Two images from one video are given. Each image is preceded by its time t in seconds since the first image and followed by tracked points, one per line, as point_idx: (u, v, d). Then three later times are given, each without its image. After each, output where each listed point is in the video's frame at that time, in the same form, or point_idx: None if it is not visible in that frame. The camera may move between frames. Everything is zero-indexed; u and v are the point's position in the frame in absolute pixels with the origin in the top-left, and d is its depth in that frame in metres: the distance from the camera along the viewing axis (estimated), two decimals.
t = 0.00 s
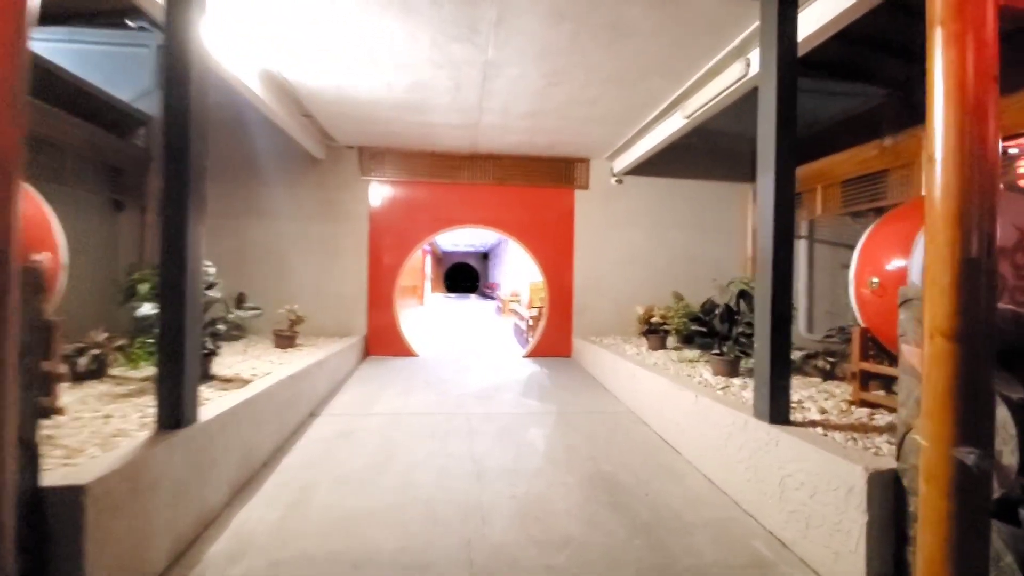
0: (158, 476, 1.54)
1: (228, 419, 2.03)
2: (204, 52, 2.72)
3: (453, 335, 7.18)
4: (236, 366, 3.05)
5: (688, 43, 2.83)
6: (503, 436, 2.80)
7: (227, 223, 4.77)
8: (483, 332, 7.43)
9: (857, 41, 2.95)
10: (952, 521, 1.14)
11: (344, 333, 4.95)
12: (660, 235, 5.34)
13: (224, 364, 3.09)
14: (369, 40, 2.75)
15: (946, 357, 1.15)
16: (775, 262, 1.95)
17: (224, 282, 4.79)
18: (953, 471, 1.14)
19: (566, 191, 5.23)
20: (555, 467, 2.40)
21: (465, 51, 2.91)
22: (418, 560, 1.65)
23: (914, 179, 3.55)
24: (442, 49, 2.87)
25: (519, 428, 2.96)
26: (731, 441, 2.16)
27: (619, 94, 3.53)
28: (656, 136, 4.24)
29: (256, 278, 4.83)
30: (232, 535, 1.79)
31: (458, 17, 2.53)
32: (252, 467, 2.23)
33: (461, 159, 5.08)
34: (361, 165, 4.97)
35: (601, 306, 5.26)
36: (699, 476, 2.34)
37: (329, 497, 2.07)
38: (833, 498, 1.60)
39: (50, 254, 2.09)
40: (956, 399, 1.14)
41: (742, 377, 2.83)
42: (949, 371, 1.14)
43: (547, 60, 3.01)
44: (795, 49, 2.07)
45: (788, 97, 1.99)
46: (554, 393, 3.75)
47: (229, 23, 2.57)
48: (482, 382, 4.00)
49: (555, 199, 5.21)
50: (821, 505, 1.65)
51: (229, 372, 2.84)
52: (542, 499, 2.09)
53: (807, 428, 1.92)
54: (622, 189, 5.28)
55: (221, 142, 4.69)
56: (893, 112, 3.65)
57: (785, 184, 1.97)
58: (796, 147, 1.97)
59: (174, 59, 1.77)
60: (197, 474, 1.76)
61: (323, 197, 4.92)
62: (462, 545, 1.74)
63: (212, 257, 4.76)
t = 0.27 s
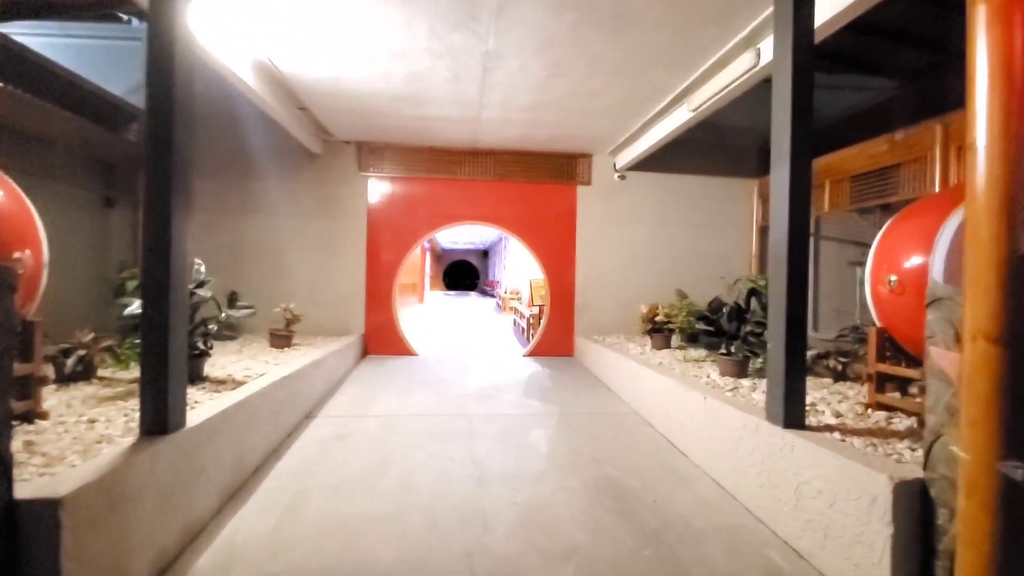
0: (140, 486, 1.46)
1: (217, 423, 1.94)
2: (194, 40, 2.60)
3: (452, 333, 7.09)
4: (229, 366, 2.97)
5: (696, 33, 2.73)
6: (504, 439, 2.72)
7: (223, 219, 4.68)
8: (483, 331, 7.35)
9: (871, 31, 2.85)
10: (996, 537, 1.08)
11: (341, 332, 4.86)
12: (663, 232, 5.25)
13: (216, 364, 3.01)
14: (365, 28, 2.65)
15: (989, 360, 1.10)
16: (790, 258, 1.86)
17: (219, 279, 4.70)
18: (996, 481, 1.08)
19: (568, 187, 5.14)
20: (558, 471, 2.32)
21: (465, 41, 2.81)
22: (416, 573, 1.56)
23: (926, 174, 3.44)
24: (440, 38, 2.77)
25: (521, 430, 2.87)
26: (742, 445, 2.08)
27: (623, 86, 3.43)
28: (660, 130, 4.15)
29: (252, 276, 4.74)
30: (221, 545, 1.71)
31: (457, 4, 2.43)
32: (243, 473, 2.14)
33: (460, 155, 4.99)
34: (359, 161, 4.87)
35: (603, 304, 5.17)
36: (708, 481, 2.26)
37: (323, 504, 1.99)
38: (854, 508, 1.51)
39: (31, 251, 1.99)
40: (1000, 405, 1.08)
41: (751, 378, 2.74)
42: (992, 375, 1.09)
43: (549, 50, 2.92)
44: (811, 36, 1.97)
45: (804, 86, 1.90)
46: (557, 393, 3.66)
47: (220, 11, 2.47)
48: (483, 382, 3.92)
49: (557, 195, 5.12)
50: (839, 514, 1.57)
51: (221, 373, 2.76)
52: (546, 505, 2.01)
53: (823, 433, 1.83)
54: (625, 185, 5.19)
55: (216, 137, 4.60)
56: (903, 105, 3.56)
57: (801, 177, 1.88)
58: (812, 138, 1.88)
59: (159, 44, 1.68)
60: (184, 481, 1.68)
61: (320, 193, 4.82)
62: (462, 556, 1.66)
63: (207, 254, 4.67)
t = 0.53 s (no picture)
0: (115, 498, 1.36)
1: (200, 428, 1.85)
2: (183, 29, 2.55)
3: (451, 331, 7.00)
4: (219, 367, 2.88)
5: (703, 19, 2.62)
6: (504, 441, 2.62)
7: (216, 216, 4.59)
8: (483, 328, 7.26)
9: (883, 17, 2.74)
10: None
11: (338, 330, 4.77)
12: (665, 227, 5.15)
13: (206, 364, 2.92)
14: (359, 14, 2.55)
15: None
16: (804, 252, 1.76)
17: (213, 277, 4.61)
18: None
19: (569, 182, 5.03)
20: (560, 475, 2.23)
21: (463, 28, 2.70)
22: None
23: (938, 167, 3.31)
24: (438, 25, 2.67)
25: (522, 431, 2.78)
26: (752, 448, 1.98)
27: (626, 76, 3.33)
28: (663, 122, 4.05)
29: (246, 273, 4.64)
30: (205, 558, 1.61)
31: None
32: (229, 480, 2.05)
33: (459, 149, 4.88)
34: (355, 155, 4.76)
35: (604, 301, 5.08)
36: (717, 485, 2.16)
37: (315, 512, 1.89)
38: (877, 518, 1.42)
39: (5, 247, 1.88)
40: None
41: (760, 377, 2.64)
42: None
43: (550, 38, 2.81)
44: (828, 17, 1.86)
45: (820, 71, 1.79)
46: (558, 392, 3.57)
47: None
48: (482, 381, 3.83)
49: (557, 190, 5.02)
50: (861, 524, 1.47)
51: (210, 374, 2.67)
52: (548, 512, 1.92)
53: (840, 436, 1.74)
54: (627, 179, 5.09)
55: (208, 132, 4.50)
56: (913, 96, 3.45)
57: (817, 167, 1.78)
58: (828, 126, 1.78)
59: (133, 24, 1.57)
60: (164, 491, 1.58)
61: (315, 188, 4.72)
62: (460, 569, 1.56)
63: (200, 251, 4.59)
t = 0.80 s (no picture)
0: (82, 512, 1.28)
1: (181, 434, 1.76)
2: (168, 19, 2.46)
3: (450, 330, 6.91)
4: (209, 368, 2.80)
5: (709, 7, 2.53)
6: (502, 445, 2.53)
7: (210, 213, 4.52)
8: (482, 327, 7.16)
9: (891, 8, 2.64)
10: None
11: (333, 329, 4.68)
12: (667, 224, 5.05)
13: (195, 365, 2.84)
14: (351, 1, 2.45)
15: None
16: (817, 250, 1.67)
17: (206, 275, 4.54)
18: None
19: (569, 178, 4.93)
20: (560, 482, 2.14)
21: (459, 16, 2.60)
22: None
23: (948, 162, 3.21)
24: (433, 13, 2.57)
25: (520, 435, 2.69)
26: (761, 455, 1.89)
27: (628, 67, 3.23)
28: (666, 116, 3.95)
29: (240, 271, 4.56)
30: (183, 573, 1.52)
31: None
32: (214, 488, 1.96)
33: (456, 145, 4.78)
34: (351, 151, 4.67)
35: (605, 300, 4.98)
36: (723, 492, 2.08)
37: (302, 522, 1.81)
38: (897, 533, 1.33)
39: None
40: None
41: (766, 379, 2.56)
42: None
43: (550, 27, 2.71)
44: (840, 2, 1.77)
45: (831, 58, 1.71)
46: (558, 394, 3.48)
47: None
48: (481, 382, 3.74)
49: (557, 186, 4.92)
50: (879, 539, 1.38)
51: (198, 376, 2.60)
52: (548, 521, 1.83)
53: (855, 443, 1.65)
54: (628, 176, 4.99)
55: (201, 127, 4.43)
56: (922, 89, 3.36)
57: (831, 159, 1.68)
58: (839, 117, 1.70)
59: (104, 7, 1.49)
60: (139, 502, 1.50)
61: (310, 185, 4.63)
62: None
63: (194, 249, 4.52)
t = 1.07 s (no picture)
0: (45, 528, 1.20)
1: (161, 441, 1.67)
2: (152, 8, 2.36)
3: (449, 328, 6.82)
4: (198, 369, 2.71)
5: None
6: (500, 449, 2.45)
7: (203, 209, 4.44)
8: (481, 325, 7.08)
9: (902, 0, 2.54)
10: None
11: (330, 327, 4.59)
12: (670, 220, 4.96)
13: (184, 366, 2.75)
14: None
15: None
16: (830, 246, 1.59)
17: (200, 273, 4.46)
18: None
19: (570, 173, 4.83)
20: (560, 489, 2.05)
21: (455, 4, 2.50)
22: None
23: (958, 156, 3.10)
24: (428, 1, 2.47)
25: (519, 438, 2.61)
26: (771, 461, 1.81)
27: (630, 59, 3.13)
28: (669, 110, 3.85)
29: (234, 269, 4.48)
30: None
31: None
32: (198, 495, 1.89)
33: (454, 139, 4.68)
34: (346, 146, 4.57)
35: (607, 297, 4.90)
36: (731, 500, 1.99)
37: (290, 532, 1.72)
38: (919, 549, 1.24)
39: None
40: None
41: (772, 380, 2.48)
42: None
43: (550, 15, 2.61)
44: None
45: (846, 44, 1.61)
46: (558, 394, 3.40)
47: None
48: (479, 382, 3.66)
49: (557, 181, 4.82)
50: (899, 555, 1.30)
51: (186, 377, 2.52)
52: (546, 532, 1.75)
53: (871, 450, 1.56)
54: (630, 171, 4.89)
55: (194, 122, 4.35)
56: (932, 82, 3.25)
57: (846, 150, 1.59)
58: (853, 105, 1.60)
59: None
60: (109, 515, 1.42)
61: (305, 180, 4.54)
62: None
63: (187, 246, 4.44)
